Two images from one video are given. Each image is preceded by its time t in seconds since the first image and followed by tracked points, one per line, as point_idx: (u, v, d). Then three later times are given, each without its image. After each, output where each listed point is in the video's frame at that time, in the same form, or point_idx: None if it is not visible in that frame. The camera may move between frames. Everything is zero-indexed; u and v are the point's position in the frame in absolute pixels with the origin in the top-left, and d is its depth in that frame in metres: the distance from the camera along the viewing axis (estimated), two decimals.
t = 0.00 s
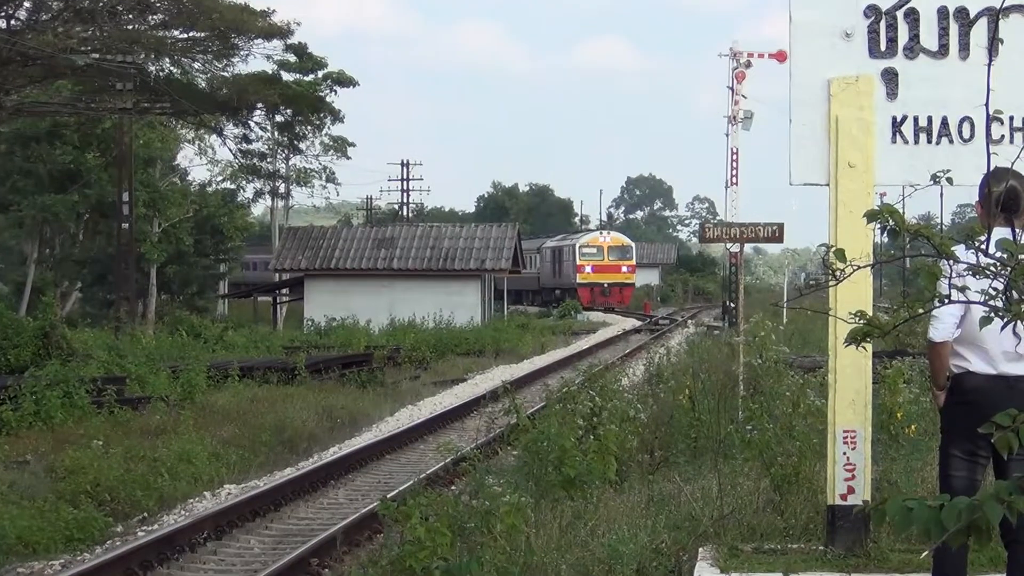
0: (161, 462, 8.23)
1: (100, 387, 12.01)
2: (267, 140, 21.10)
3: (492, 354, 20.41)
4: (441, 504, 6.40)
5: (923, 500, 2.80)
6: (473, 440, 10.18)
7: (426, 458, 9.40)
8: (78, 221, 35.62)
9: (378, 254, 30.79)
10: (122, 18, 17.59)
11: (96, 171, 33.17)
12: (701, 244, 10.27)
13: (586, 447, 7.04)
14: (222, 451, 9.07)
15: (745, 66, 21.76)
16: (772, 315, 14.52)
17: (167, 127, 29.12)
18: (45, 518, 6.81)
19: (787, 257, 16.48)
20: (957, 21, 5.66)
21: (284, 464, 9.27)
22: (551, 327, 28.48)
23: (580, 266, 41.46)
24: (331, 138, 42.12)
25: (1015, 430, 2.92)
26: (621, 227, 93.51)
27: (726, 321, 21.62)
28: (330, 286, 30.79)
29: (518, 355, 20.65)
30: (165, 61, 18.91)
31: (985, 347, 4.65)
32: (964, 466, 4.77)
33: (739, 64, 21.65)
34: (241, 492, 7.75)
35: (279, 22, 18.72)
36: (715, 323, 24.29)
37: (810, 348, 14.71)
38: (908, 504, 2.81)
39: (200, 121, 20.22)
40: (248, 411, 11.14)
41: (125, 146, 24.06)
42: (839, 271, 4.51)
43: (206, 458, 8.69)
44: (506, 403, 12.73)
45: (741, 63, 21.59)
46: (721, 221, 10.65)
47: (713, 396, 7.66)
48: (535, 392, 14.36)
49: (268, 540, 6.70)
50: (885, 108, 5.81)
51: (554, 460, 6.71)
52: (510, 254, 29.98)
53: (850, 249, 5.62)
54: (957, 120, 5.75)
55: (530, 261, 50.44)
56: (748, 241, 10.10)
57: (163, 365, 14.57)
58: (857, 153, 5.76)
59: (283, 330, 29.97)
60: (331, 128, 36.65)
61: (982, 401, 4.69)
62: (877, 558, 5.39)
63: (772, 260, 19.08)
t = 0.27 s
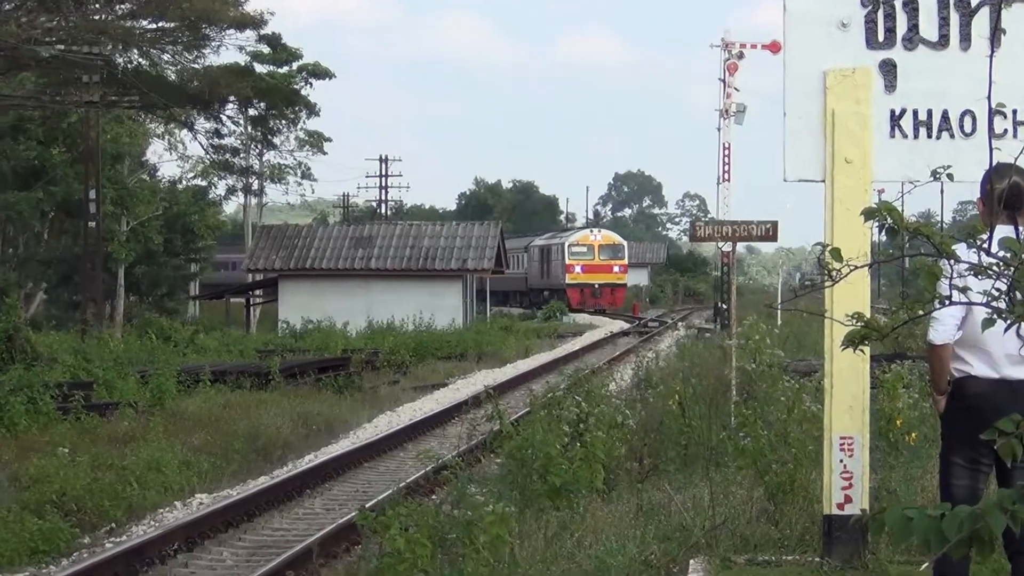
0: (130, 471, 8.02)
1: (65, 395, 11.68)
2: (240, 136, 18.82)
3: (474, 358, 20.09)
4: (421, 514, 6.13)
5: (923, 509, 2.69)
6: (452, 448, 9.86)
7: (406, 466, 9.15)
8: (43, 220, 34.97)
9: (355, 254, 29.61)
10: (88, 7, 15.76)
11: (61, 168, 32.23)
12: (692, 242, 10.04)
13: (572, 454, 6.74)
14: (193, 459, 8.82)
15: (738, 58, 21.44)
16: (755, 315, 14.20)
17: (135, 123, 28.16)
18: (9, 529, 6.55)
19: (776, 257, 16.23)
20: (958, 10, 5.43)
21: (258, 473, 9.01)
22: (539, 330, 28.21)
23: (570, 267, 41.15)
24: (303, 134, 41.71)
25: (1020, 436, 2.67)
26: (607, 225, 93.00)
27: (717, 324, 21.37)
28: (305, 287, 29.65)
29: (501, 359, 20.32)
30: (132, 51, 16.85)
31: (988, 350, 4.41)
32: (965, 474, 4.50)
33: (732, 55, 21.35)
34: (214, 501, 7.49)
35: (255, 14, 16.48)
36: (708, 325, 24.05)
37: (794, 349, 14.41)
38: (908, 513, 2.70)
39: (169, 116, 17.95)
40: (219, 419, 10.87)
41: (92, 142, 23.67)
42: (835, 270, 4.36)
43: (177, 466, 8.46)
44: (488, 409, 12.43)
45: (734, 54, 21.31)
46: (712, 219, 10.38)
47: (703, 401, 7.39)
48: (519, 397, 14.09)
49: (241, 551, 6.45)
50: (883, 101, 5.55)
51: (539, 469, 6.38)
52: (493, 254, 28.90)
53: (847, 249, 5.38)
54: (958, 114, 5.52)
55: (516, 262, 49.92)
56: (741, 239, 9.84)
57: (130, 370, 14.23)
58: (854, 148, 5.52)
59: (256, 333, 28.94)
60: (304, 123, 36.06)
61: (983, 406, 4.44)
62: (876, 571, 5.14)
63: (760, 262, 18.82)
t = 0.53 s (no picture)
0: (108, 478, 7.84)
1: (41, 399, 11.45)
2: (223, 129, 19.01)
3: (468, 361, 19.81)
4: (412, 524, 5.86)
5: (935, 522, 2.60)
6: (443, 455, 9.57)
7: (396, 474, 8.91)
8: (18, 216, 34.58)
9: (344, 253, 29.06)
10: None
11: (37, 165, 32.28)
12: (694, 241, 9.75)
13: (569, 462, 6.48)
14: (174, 467, 8.61)
15: (742, 49, 21.19)
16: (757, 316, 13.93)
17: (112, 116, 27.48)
18: None
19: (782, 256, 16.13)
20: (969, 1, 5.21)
21: (243, 480, 8.77)
22: (536, 332, 27.97)
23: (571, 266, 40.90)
24: (289, 128, 41.15)
25: None
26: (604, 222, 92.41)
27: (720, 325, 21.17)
28: (290, 287, 29.02)
29: (495, 362, 20.03)
30: (110, 43, 17.15)
31: (1001, 353, 4.57)
32: (979, 482, 4.65)
33: (735, 45, 21.11)
34: (197, 510, 7.29)
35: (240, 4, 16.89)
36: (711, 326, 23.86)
37: (795, 353, 14.13)
38: (920, 526, 2.61)
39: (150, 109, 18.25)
40: (202, 425, 10.65)
41: (69, 136, 23.46)
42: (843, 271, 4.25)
43: (157, 474, 8.26)
44: (482, 414, 12.18)
45: (737, 44, 21.08)
46: (714, 216, 10.13)
47: (705, 405, 7.12)
48: (513, 403, 13.86)
49: (224, 562, 6.22)
50: (892, 93, 5.29)
51: (534, 477, 6.13)
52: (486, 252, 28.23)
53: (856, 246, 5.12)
54: (970, 107, 5.27)
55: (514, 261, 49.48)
56: (745, 238, 9.60)
57: (109, 374, 14.00)
58: (862, 143, 5.26)
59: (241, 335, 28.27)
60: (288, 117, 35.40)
61: (996, 410, 4.61)
62: None
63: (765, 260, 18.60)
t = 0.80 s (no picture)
0: (88, 488, 7.61)
1: (20, 406, 11.17)
2: (208, 125, 18.70)
3: (465, 365, 19.47)
4: (406, 536, 5.59)
5: (956, 531, 2.65)
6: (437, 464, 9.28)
7: (390, 483, 8.63)
8: None
9: (335, 251, 28.64)
10: None
11: (14, 157, 32.38)
12: (702, 239, 9.56)
13: (570, 470, 6.19)
14: (158, 476, 8.37)
15: (751, 38, 20.92)
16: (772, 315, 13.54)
17: (96, 111, 27.19)
18: None
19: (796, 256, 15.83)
20: None
21: (229, 490, 8.50)
22: (535, 335, 27.63)
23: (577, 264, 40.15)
24: (279, 123, 40.54)
25: None
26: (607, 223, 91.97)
27: (730, 327, 20.85)
28: (279, 288, 28.43)
29: (493, 366, 19.69)
30: (91, 31, 16.91)
31: None
32: (1000, 491, 4.61)
33: (743, 34, 20.84)
34: (181, 521, 7.10)
35: None
36: (718, 330, 23.62)
37: (809, 356, 13.74)
38: (938, 536, 2.67)
39: (133, 102, 17.65)
40: (186, 431, 10.40)
41: (48, 130, 23.25)
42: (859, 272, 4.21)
43: (140, 482, 8.03)
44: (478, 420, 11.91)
45: (747, 33, 20.77)
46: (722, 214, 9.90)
47: (714, 411, 6.82)
48: (512, 407, 13.60)
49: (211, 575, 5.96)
50: (910, 85, 4.77)
51: (534, 485, 5.85)
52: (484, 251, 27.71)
53: (870, 246, 4.68)
54: (993, 99, 4.74)
55: (517, 260, 48.65)
56: (755, 236, 9.34)
57: (91, 378, 13.78)
58: (878, 136, 4.76)
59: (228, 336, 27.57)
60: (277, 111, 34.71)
61: (1019, 417, 4.51)
62: None
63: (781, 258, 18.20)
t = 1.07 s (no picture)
0: (69, 496, 7.41)
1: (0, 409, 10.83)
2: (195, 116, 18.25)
3: (463, 366, 19.20)
4: (402, 545, 5.31)
5: (974, 540, 2.83)
6: (434, 470, 9.03)
7: (385, 490, 8.42)
8: None
9: (328, 248, 27.91)
10: None
11: None
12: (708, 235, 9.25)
13: (573, 477, 5.94)
14: (142, 483, 8.15)
15: (762, 25, 20.65)
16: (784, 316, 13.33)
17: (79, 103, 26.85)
18: None
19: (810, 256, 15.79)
20: None
21: (216, 498, 8.24)
22: (536, 335, 27.38)
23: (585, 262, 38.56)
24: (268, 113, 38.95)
25: None
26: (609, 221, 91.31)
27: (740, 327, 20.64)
28: (268, 287, 27.61)
29: (492, 368, 19.47)
30: (72, 17, 16.18)
31: None
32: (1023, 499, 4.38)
33: (755, 21, 20.57)
34: (166, 530, 6.89)
35: None
36: (725, 330, 23.33)
37: (820, 356, 13.48)
38: (957, 545, 2.85)
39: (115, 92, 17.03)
40: (171, 436, 10.17)
41: (26, 121, 22.94)
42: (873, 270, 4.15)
43: (124, 490, 7.82)
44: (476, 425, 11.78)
45: (758, 21, 20.48)
46: (732, 206, 9.64)
47: (723, 417, 6.53)
48: (512, 412, 13.36)
49: None
50: (928, 75, 4.55)
51: (535, 493, 5.62)
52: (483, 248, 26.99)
53: (885, 244, 4.47)
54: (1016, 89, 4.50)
55: (522, 258, 46.78)
56: (766, 232, 9.16)
57: (71, 379, 13.51)
58: (894, 128, 4.55)
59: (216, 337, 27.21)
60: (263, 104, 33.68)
61: None
62: None
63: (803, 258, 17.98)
